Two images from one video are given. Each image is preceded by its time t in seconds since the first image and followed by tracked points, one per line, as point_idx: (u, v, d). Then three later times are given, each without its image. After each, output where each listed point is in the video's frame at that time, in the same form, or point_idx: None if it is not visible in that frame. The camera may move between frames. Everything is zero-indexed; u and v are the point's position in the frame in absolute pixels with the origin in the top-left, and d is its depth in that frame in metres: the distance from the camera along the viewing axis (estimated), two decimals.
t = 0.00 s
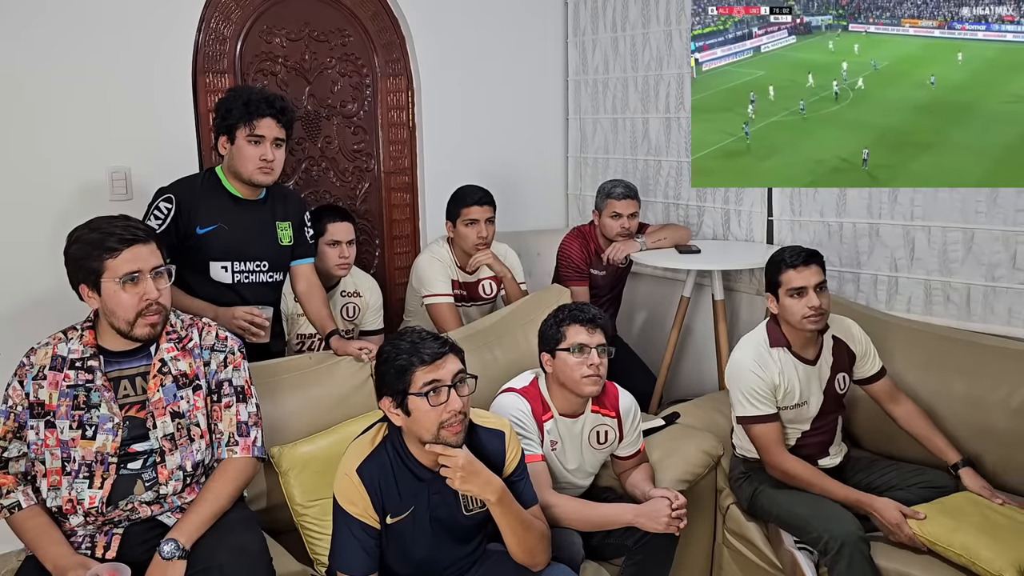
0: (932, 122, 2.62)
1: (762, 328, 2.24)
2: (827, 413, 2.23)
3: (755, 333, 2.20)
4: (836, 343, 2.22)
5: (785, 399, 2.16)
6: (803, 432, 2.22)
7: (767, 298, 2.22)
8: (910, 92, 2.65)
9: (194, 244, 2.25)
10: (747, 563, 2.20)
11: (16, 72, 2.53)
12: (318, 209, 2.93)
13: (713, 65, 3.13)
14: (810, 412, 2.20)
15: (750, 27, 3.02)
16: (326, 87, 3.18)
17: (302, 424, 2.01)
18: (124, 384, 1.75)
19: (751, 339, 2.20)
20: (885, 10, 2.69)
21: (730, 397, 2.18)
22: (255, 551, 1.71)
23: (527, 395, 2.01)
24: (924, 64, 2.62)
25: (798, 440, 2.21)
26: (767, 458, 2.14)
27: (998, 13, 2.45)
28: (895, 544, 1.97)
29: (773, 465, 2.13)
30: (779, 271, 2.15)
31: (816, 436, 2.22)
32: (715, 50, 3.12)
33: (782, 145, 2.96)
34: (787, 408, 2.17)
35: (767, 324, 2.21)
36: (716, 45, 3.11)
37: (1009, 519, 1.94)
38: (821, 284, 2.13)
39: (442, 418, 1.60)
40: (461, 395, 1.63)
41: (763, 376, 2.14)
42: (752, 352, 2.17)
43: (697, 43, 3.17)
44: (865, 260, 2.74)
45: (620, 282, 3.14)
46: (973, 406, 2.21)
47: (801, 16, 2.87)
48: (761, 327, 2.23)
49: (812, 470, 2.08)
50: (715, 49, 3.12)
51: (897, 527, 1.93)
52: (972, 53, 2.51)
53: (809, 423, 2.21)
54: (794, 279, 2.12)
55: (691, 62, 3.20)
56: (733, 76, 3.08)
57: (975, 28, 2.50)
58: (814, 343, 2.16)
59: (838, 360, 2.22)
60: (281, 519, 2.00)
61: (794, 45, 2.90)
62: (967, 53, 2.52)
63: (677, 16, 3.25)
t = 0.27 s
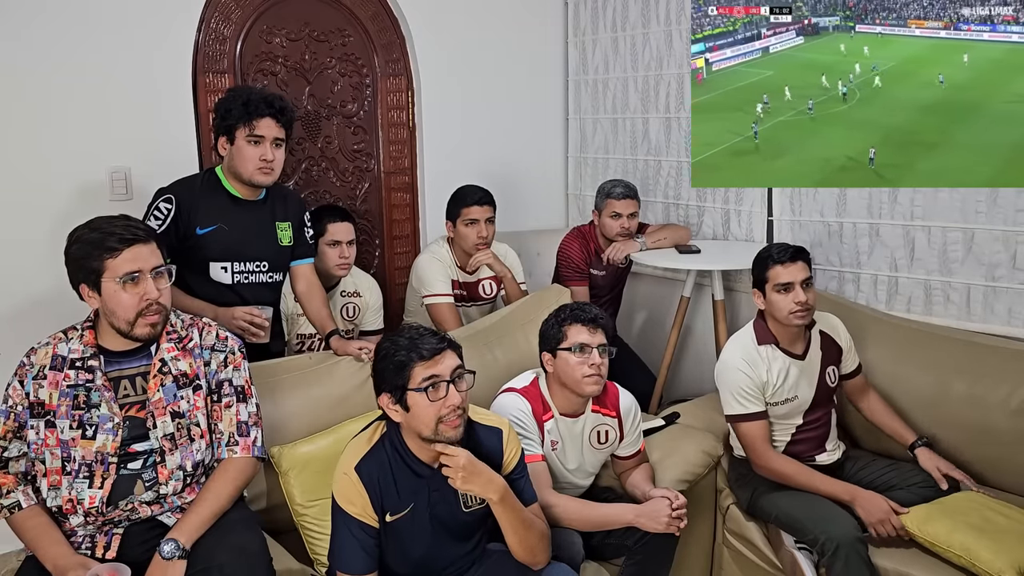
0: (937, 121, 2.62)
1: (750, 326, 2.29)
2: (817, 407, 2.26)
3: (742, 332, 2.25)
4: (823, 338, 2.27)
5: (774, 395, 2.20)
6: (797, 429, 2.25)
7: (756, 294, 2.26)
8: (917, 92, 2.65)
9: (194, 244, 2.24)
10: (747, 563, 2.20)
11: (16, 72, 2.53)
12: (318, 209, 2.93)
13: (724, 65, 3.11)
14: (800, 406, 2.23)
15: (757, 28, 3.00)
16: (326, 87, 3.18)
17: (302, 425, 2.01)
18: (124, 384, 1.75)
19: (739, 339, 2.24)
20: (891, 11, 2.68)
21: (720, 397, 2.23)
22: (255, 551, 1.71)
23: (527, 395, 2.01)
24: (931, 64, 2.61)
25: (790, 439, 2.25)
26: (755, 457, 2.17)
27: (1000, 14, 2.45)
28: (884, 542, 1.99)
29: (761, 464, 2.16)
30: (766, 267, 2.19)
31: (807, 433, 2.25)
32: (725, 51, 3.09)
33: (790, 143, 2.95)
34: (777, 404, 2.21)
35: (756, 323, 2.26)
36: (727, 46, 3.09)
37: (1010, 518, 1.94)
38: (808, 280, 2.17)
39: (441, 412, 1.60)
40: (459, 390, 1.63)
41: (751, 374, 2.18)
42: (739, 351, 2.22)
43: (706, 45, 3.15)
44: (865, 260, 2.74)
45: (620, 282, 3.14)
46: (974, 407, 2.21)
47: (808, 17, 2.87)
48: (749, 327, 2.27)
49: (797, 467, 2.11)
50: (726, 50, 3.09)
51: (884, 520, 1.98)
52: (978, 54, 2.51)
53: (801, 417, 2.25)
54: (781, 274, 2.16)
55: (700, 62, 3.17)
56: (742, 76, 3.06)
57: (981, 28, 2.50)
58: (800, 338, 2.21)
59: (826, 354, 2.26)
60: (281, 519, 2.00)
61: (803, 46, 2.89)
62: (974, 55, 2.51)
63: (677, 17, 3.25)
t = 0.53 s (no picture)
0: (942, 121, 2.61)
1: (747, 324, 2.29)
2: (816, 404, 2.27)
3: (739, 329, 2.25)
4: (820, 336, 2.30)
5: (771, 392, 2.20)
6: (797, 427, 2.25)
7: (753, 290, 2.25)
8: (917, 91, 2.65)
9: (194, 244, 2.24)
10: (747, 563, 2.20)
11: (16, 72, 2.53)
12: (318, 209, 2.93)
13: (732, 65, 3.09)
14: (799, 402, 2.24)
15: (766, 29, 2.97)
16: (326, 87, 3.18)
17: (302, 425, 2.01)
18: (124, 384, 1.75)
19: (736, 337, 2.24)
20: (897, 12, 2.67)
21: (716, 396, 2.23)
22: (255, 551, 1.71)
23: (527, 395, 2.01)
24: (936, 64, 2.60)
25: (788, 438, 2.25)
26: (748, 454, 2.19)
27: (1004, 13, 2.45)
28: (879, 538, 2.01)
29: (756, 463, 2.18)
30: (765, 265, 2.19)
31: (806, 431, 2.25)
32: (733, 51, 3.07)
33: (795, 143, 2.95)
34: (774, 401, 2.21)
35: (752, 321, 2.26)
36: (737, 46, 3.06)
37: (1010, 518, 1.94)
38: (807, 278, 2.17)
39: (426, 394, 1.63)
40: (443, 372, 1.66)
41: (749, 372, 2.18)
42: (736, 349, 2.22)
43: (715, 45, 3.12)
44: (866, 260, 2.74)
45: (620, 282, 3.14)
46: (973, 407, 2.21)
47: (816, 18, 2.86)
48: (745, 325, 2.27)
49: (793, 465, 2.13)
50: (736, 50, 3.07)
51: (876, 515, 2.00)
52: (983, 56, 2.50)
53: (799, 415, 2.25)
54: (781, 272, 2.16)
55: (709, 62, 3.16)
56: (752, 76, 3.05)
57: (987, 29, 2.49)
58: (797, 334, 2.22)
59: (824, 351, 2.29)
60: (282, 519, 2.00)
61: (811, 47, 2.88)
62: (979, 56, 2.50)
63: (677, 16, 3.25)
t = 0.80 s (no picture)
0: (949, 120, 2.60)
1: (747, 324, 2.29)
2: (816, 404, 2.27)
3: (739, 328, 2.25)
4: (820, 335, 2.30)
5: (771, 391, 2.20)
6: (797, 426, 2.25)
7: (754, 289, 2.25)
8: (928, 91, 2.63)
9: (194, 244, 2.24)
10: (747, 563, 2.20)
11: (16, 72, 2.53)
12: (318, 209, 2.93)
13: (742, 65, 3.07)
14: (799, 401, 2.23)
15: (775, 29, 2.96)
16: (326, 87, 3.18)
17: (302, 425, 2.01)
18: (124, 384, 1.75)
19: (736, 336, 2.25)
20: (904, 13, 2.65)
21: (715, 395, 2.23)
22: (255, 551, 1.71)
23: (527, 395, 2.01)
24: (946, 63, 2.58)
25: (789, 437, 2.25)
26: (747, 454, 2.19)
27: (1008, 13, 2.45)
28: (882, 538, 2.00)
29: (755, 463, 2.18)
30: (767, 264, 2.19)
31: (806, 431, 2.25)
32: (745, 50, 3.06)
33: (804, 142, 2.92)
34: (774, 400, 2.21)
35: (752, 320, 2.26)
36: (746, 47, 3.05)
37: (1010, 519, 1.94)
38: (808, 277, 2.17)
39: (416, 381, 1.64)
40: (433, 359, 1.68)
41: (749, 372, 2.18)
42: (736, 348, 2.22)
43: (726, 45, 3.10)
44: (866, 260, 2.74)
45: (620, 282, 3.14)
46: (973, 407, 2.21)
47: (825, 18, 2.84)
48: (745, 325, 2.27)
49: (792, 465, 2.12)
50: (745, 50, 3.05)
51: (875, 519, 1.99)
52: (988, 57, 2.49)
53: (799, 413, 2.25)
54: (782, 271, 2.16)
55: (720, 62, 3.13)
56: (760, 76, 3.03)
57: (993, 30, 2.48)
58: (796, 334, 2.21)
59: (824, 350, 2.29)
60: (282, 519, 2.00)
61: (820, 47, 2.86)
62: (984, 57, 2.50)
63: (677, 16, 3.25)
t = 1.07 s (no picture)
0: (964, 120, 2.58)
1: (747, 323, 2.29)
2: (816, 404, 2.27)
3: (740, 327, 2.26)
4: (820, 335, 2.30)
5: (772, 391, 2.20)
6: (797, 426, 2.25)
7: (755, 289, 2.25)
8: (944, 91, 2.60)
9: (194, 244, 2.24)
10: (747, 563, 2.20)
11: (17, 72, 2.53)
12: (318, 208, 2.93)
13: (757, 65, 3.04)
14: (799, 401, 2.23)
15: (789, 30, 2.93)
16: (326, 87, 3.19)
17: (302, 425, 2.02)
18: (124, 384, 1.75)
19: (737, 336, 2.25)
20: (917, 13, 2.63)
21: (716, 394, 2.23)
22: (254, 551, 1.71)
23: (527, 395, 2.01)
24: (959, 64, 2.56)
25: (789, 437, 2.25)
26: (748, 454, 2.19)
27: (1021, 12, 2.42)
28: (883, 538, 2.00)
29: (756, 463, 2.18)
30: (769, 264, 2.19)
31: (806, 430, 2.25)
32: (760, 51, 3.02)
33: (818, 142, 2.88)
34: (774, 400, 2.21)
35: (754, 320, 2.26)
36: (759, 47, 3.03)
37: (1011, 519, 1.94)
38: (810, 278, 2.17)
39: (412, 373, 1.64)
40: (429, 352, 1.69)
41: (749, 371, 2.18)
42: (737, 347, 2.22)
43: (740, 45, 3.07)
44: (866, 260, 2.74)
45: (620, 282, 3.14)
46: (973, 407, 2.21)
47: (838, 19, 2.81)
48: (747, 324, 2.27)
49: (792, 465, 2.13)
50: (759, 50, 3.03)
51: (876, 519, 1.99)
52: (999, 57, 2.47)
53: (799, 413, 2.25)
54: (784, 271, 2.16)
55: (733, 62, 3.10)
56: (774, 76, 2.99)
57: (1006, 31, 2.45)
58: (797, 334, 2.21)
59: (824, 349, 2.29)
60: (282, 519, 2.00)
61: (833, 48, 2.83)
62: (997, 59, 2.47)
63: (677, 16, 3.25)
